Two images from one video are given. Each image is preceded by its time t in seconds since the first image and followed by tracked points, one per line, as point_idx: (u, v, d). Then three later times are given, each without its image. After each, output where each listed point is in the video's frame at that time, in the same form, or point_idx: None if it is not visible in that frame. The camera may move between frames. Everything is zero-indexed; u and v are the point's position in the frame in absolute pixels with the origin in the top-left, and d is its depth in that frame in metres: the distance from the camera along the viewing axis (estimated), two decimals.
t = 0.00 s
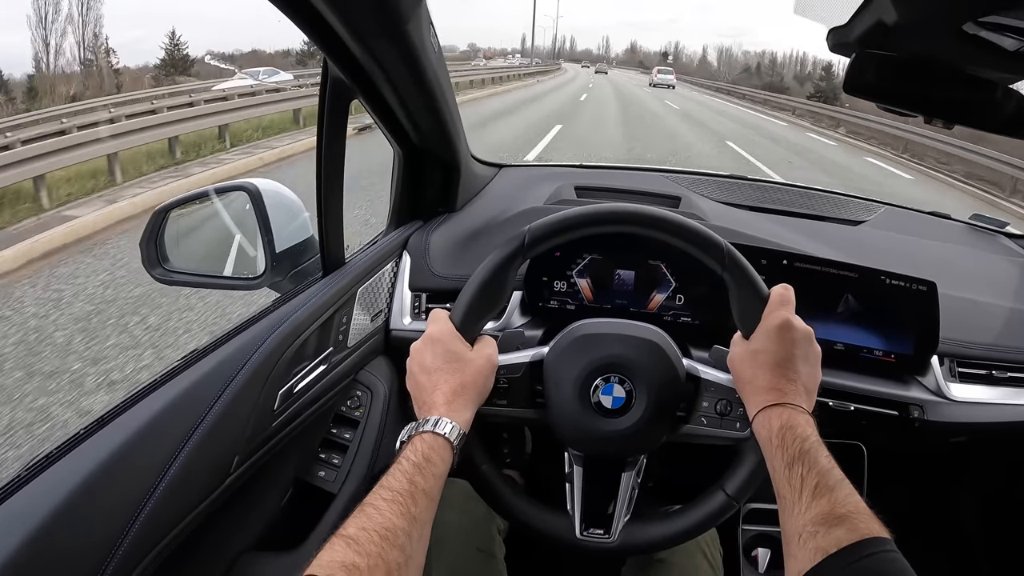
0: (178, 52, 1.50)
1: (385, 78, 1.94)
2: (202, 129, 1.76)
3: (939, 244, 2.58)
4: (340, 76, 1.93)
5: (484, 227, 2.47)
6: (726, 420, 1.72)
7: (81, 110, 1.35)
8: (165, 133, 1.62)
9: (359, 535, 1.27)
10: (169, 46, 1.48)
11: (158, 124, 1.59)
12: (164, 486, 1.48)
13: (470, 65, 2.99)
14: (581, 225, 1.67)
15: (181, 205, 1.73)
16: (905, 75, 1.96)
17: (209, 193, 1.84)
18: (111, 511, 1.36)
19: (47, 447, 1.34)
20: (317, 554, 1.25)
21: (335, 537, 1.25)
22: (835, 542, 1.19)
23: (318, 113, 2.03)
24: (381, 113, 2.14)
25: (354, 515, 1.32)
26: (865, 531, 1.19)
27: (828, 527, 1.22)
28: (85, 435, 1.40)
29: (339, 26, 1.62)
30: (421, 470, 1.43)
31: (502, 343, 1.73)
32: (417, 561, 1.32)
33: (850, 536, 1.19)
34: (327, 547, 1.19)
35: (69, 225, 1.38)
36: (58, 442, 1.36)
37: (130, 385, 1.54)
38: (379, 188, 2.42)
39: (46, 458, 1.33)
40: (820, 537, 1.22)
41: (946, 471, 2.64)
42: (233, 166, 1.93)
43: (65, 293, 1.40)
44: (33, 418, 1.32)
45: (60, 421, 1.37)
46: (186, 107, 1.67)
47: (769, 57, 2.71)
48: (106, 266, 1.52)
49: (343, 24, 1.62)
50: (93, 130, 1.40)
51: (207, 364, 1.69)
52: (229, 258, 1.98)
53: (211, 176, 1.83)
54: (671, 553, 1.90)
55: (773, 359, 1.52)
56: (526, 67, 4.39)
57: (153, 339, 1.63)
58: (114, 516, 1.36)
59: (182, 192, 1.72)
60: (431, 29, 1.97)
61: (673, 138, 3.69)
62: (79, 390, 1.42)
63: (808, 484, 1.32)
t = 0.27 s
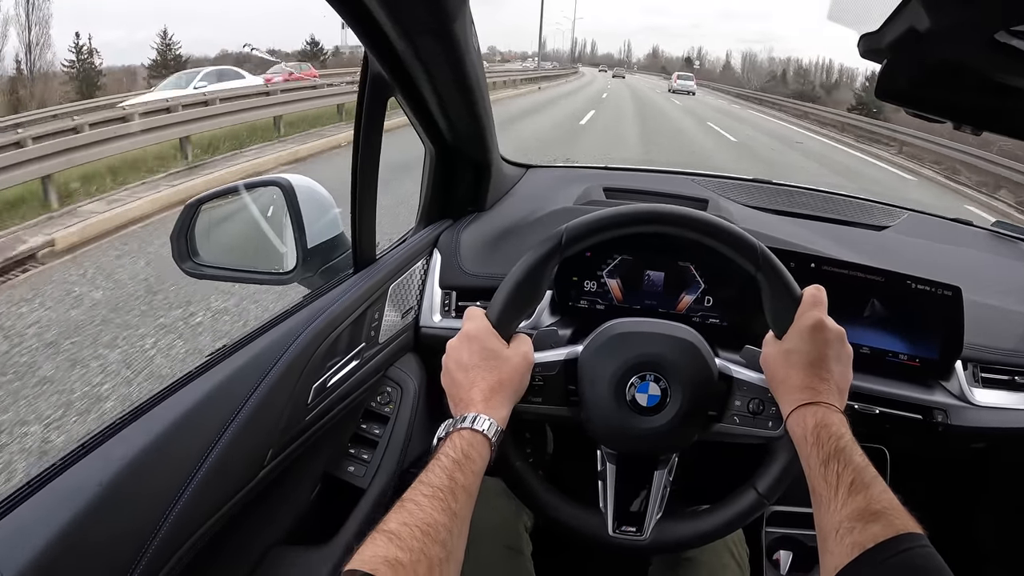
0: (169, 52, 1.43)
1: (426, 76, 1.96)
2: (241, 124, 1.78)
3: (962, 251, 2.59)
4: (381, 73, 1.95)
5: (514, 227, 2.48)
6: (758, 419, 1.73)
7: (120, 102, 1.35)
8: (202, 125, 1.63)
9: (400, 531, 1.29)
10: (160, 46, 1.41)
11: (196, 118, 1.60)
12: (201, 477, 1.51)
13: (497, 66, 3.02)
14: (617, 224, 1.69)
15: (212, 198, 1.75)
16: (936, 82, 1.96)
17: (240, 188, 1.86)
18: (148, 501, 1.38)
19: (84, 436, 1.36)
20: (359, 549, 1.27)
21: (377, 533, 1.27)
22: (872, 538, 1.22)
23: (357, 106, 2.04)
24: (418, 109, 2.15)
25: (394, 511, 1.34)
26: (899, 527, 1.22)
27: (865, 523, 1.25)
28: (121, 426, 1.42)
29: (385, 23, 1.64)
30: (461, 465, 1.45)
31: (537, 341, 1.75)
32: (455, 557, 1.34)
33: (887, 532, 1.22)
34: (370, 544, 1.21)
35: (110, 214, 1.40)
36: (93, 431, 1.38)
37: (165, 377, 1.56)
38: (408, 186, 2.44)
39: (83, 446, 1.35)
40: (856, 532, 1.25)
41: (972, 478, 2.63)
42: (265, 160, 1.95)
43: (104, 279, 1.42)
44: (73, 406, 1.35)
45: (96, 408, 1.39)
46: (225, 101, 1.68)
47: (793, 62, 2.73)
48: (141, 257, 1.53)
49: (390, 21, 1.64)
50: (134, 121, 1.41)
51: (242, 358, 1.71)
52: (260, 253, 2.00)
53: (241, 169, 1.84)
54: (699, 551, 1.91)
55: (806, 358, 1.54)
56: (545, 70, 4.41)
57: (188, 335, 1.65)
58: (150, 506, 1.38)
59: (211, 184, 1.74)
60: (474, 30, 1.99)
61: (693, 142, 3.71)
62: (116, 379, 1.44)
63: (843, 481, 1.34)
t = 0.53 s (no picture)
0: (148, 52, 1.33)
1: (437, 76, 1.97)
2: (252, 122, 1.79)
3: (970, 254, 2.60)
4: (394, 74, 1.95)
5: (525, 228, 2.49)
6: (768, 421, 1.73)
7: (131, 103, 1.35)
8: (213, 125, 1.63)
9: (411, 532, 1.29)
10: (137, 46, 1.32)
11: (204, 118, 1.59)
12: (213, 474, 1.52)
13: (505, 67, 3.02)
14: (627, 226, 1.70)
15: (223, 197, 1.75)
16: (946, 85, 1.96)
17: (250, 188, 1.86)
18: (159, 498, 1.38)
19: (93, 434, 1.36)
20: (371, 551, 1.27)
21: (388, 534, 1.27)
22: (882, 538, 1.22)
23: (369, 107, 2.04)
24: (429, 110, 2.16)
25: (405, 512, 1.35)
26: (910, 527, 1.22)
27: (875, 523, 1.25)
28: (132, 424, 1.43)
29: (400, 23, 1.65)
30: (471, 467, 1.46)
31: (546, 342, 1.75)
32: (466, 558, 1.34)
33: (896, 532, 1.22)
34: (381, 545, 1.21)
35: (114, 213, 1.40)
36: (103, 429, 1.38)
37: (174, 377, 1.56)
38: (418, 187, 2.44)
39: (93, 445, 1.35)
40: (866, 531, 1.25)
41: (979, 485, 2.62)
42: (276, 159, 1.96)
43: (109, 276, 1.42)
44: (83, 405, 1.36)
45: (104, 407, 1.40)
46: (235, 101, 1.69)
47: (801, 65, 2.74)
48: (146, 257, 1.53)
49: (406, 21, 1.65)
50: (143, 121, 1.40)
51: (254, 357, 1.72)
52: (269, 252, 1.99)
53: (251, 168, 1.84)
54: (707, 553, 1.91)
55: (816, 360, 1.54)
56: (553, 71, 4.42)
57: (197, 335, 1.66)
58: (162, 502, 1.39)
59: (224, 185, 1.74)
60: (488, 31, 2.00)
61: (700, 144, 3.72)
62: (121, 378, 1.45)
63: (854, 482, 1.34)
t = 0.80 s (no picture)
0: (93, 56, 1.28)
1: (389, 83, 1.96)
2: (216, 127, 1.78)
3: (941, 250, 2.59)
4: (347, 81, 1.95)
5: (489, 229, 2.49)
6: (726, 422, 1.73)
7: (98, 108, 1.34)
8: (178, 131, 1.62)
9: (359, 536, 1.26)
10: (81, 49, 1.26)
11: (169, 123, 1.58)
12: (169, 479, 1.50)
13: (476, 68, 3.02)
14: (582, 228, 1.68)
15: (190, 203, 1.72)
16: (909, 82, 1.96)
17: (215, 194, 1.82)
18: (115, 507, 1.37)
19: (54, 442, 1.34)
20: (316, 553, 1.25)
21: (336, 538, 1.25)
22: (831, 542, 1.20)
23: (326, 113, 2.06)
24: (386, 115, 2.16)
25: (354, 516, 1.32)
26: (860, 532, 1.20)
27: (826, 527, 1.23)
28: (91, 429, 1.41)
29: (344, 29, 1.65)
30: (422, 472, 1.42)
31: (504, 345, 1.74)
32: (415, 562, 1.32)
33: (847, 536, 1.20)
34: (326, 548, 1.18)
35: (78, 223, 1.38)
36: (64, 437, 1.36)
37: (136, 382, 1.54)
38: (382, 190, 2.45)
39: (50, 452, 1.33)
40: (817, 536, 1.23)
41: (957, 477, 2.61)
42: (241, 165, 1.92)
43: (83, 287, 1.41)
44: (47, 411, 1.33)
45: (70, 413, 1.38)
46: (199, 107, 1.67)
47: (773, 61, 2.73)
48: (116, 267, 1.50)
49: (349, 25, 1.64)
50: (110, 127, 1.39)
51: (212, 362, 1.70)
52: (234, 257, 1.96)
53: (215, 174, 1.81)
54: (669, 556, 1.90)
55: (772, 360, 1.51)
56: (531, 71, 4.42)
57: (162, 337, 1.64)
58: (118, 511, 1.37)
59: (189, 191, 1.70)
60: (437, 35, 1.98)
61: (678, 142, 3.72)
62: (84, 386, 1.42)
63: (806, 485, 1.32)
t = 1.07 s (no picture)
0: (28, 63, 1.19)
1: (354, 80, 1.95)
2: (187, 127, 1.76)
3: (915, 237, 2.62)
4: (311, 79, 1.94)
5: (459, 224, 2.50)
6: (698, 409, 1.73)
7: (66, 112, 1.33)
8: (145, 132, 1.60)
9: (329, 537, 1.22)
10: (17, 55, 1.17)
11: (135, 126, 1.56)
12: (139, 483, 1.47)
13: (449, 65, 3.02)
14: (547, 220, 1.69)
15: (161, 205, 1.70)
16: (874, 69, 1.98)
17: (186, 194, 1.80)
18: (89, 511, 1.35)
19: (24, 446, 1.32)
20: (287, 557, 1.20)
21: (305, 539, 1.20)
22: (802, 529, 1.14)
23: (290, 113, 2.03)
24: (352, 113, 2.15)
25: (325, 516, 1.27)
26: (831, 518, 1.14)
27: (797, 514, 1.17)
28: (61, 433, 1.39)
29: (300, 23, 1.63)
30: (392, 470, 1.38)
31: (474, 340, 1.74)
32: (387, 562, 1.27)
33: (818, 523, 1.14)
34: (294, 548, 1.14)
35: (47, 231, 1.36)
36: (36, 440, 1.34)
37: (106, 385, 1.52)
38: (354, 188, 2.42)
39: (20, 457, 1.31)
40: (787, 523, 1.17)
41: (937, 461, 2.63)
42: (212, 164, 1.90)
43: (61, 290, 1.40)
44: (15, 416, 1.31)
45: (37, 418, 1.35)
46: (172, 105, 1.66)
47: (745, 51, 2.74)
48: (90, 268, 1.48)
49: (307, 22, 1.63)
50: (77, 130, 1.38)
51: (183, 361, 1.67)
52: (206, 258, 1.95)
53: (185, 176, 1.79)
54: (647, 546, 1.90)
55: (741, 347, 1.47)
56: (506, 66, 4.41)
57: (132, 339, 1.62)
58: (92, 515, 1.35)
59: (159, 193, 1.68)
60: (400, 29, 1.97)
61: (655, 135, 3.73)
62: (55, 390, 1.40)
63: (776, 471, 1.26)
